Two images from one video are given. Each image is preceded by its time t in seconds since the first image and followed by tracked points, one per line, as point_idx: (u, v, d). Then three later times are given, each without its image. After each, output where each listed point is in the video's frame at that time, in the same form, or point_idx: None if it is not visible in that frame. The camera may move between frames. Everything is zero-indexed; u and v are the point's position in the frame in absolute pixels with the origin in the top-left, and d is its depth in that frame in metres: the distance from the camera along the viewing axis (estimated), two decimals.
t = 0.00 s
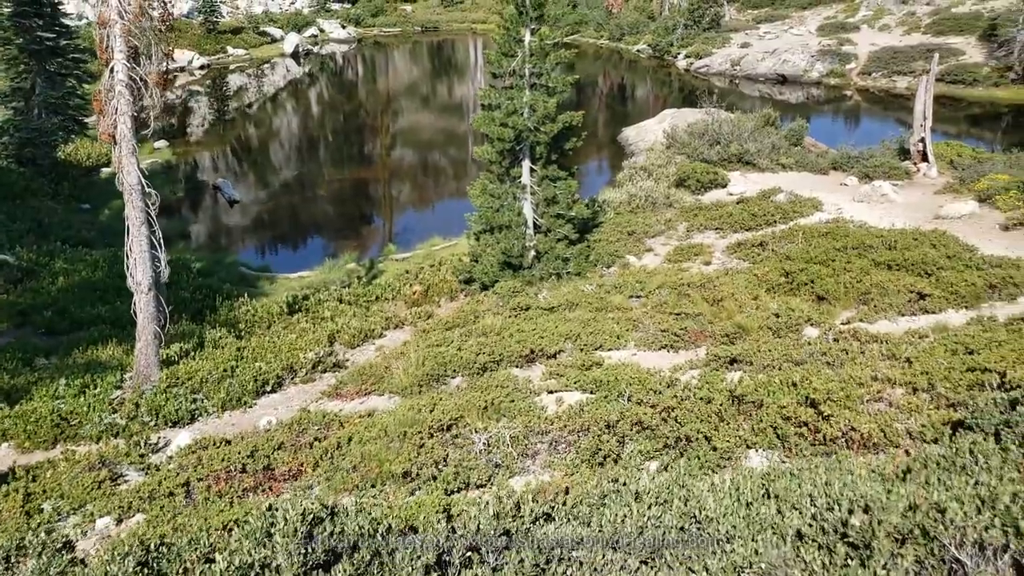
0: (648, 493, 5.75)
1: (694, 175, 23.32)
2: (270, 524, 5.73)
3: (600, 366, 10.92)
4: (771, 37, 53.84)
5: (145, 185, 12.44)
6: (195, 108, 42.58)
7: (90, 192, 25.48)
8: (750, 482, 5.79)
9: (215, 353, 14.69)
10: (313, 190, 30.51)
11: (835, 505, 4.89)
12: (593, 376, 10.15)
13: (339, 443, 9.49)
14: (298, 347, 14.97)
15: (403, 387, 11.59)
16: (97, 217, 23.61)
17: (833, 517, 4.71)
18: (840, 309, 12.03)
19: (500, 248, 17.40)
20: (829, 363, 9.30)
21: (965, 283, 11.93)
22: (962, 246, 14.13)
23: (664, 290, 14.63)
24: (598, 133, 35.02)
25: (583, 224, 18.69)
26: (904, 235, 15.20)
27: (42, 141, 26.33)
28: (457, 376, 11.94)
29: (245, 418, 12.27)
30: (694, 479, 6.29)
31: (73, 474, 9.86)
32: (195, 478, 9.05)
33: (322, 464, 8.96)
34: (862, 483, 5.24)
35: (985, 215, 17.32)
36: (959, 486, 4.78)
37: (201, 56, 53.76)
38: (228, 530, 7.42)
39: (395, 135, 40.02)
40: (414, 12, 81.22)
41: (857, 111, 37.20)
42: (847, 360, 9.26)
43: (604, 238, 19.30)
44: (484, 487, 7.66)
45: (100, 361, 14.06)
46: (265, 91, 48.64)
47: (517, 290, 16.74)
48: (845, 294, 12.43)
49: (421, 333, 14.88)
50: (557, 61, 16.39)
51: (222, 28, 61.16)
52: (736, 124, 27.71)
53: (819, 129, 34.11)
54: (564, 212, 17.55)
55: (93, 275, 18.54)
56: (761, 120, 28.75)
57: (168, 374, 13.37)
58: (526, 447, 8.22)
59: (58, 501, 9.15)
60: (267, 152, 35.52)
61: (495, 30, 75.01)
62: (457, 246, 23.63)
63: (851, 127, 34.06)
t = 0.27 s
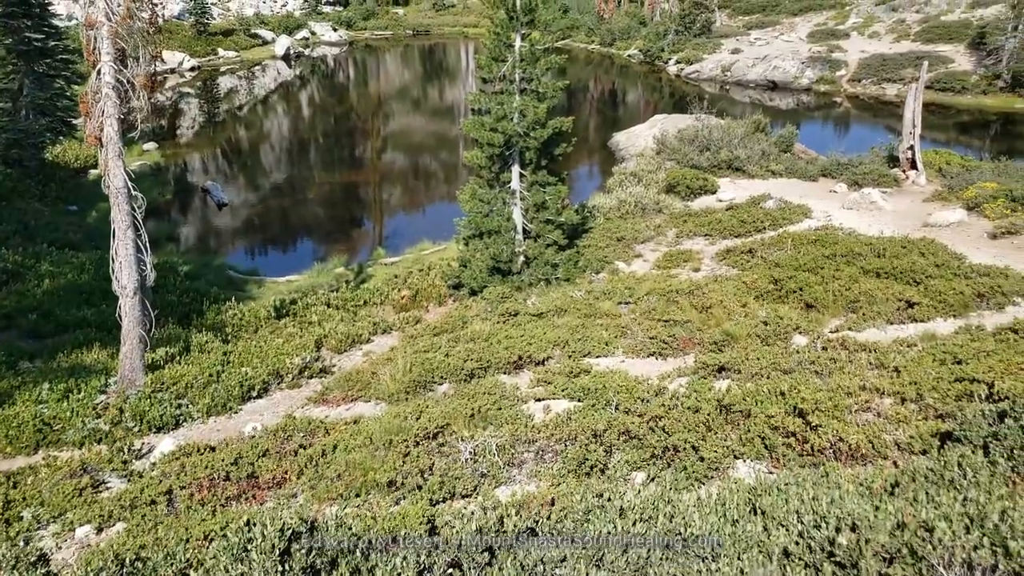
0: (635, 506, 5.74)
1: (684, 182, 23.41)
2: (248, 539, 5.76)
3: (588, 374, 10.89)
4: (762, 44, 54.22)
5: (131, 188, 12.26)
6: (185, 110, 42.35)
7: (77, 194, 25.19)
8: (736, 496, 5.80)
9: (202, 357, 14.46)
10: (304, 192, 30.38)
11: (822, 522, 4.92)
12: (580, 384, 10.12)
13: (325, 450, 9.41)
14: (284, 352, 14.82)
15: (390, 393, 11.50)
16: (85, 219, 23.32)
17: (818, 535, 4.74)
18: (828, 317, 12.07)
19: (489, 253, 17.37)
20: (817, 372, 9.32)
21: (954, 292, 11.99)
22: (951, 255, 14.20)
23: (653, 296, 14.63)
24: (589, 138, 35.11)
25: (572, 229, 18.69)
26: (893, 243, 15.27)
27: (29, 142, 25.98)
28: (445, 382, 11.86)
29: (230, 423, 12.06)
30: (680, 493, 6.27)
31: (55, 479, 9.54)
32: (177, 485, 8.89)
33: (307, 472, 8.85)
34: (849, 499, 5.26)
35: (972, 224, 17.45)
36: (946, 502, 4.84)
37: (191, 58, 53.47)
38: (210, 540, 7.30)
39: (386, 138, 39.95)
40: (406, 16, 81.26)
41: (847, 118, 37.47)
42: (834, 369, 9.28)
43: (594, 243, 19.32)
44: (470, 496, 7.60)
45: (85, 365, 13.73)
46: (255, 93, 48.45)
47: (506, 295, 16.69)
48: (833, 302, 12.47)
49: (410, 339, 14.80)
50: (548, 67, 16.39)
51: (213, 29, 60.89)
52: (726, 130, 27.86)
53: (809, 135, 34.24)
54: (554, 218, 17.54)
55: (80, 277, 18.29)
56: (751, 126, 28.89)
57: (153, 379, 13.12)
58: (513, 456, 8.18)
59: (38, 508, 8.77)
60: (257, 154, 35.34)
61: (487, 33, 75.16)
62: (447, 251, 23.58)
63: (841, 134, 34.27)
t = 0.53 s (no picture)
0: (632, 516, 5.73)
1: (678, 186, 23.47)
2: (240, 549, 5.73)
3: (581, 380, 10.89)
4: (756, 49, 54.50)
5: (125, 193, 12.17)
6: (179, 114, 42.23)
7: (71, 198, 25.04)
8: (732, 506, 5.81)
9: (195, 361, 14.40)
10: (298, 196, 30.32)
11: (819, 534, 4.95)
12: (575, 390, 10.10)
13: (319, 457, 9.37)
14: (278, 357, 14.75)
15: (384, 399, 11.46)
16: (78, 223, 23.18)
17: (815, 547, 4.76)
18: (823, 323, 12.09)
19: (483, 258, 17.36)
20: (812, 379, 9.34)
21: (948, 298, 12.04)
22: (945, 261, 14.27)
23: (647, 301, 14.65)
24: (584, 142, 35.19)
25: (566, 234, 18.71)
26: (887, 248, 15.35)
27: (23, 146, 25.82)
28: (438, 388, 11.84)
29: (224, 429, 11.99)
30: (676, 503, 6.28)
31: (47, 485, 9.45)
32: (170, 492, 8.82)
33: (301, 479, 8.80)
34: (845, 509, 5.28)
35: (966, 229, 17.55)
36: (944, 513, 4.86)
37: (185, 62, 53.36)
38: (203, 548, 7.25)
39: (380, 142, 39.94)
40: (401, 20, 81.35)
41: (841, 123, 37.64)
42: (828, 376, 9.31)
43: (588, 248, 19.33)
44: (463, 503, 7.58)
45: (78, 369, 13.63)
46: (249, 96, 48.36)
47: (500, 300, 16.68)
48: (828, 308, 12.51)
49: (404, 343, 14.78)
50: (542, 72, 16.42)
51: (208, 33, 60.81)
52: (720, 135, 27.96)
53: (803, 140, 34.42)
54: (548, 223, 17.56)
55: (73, 281, 18.16)
56: (745, 131, 29.00)
57: (146, 383, 13.02)
58: (507, 463, 8.16)
59: (30, 515, 8.65)
60: (251, 157, 35.25)
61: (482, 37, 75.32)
62: (441, 255, 23.58)
63: (834, 139, 34.44)
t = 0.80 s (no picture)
0: (633, 523, 5.70)
1: (676, 187, 23.46)
2: (240, 555, 5.69)
3: (580, 382, 10.87)
4: (753, 49, 54.56)
5: (122, 194, 12.10)
6: (176, 114, 42.11)
7: (67, 199, 24.92)
8: (734, 511, 5.79)
9: (193, 363, 14.34)
10: (294, 197, 30.25)
11: (822, 539, 4.93)
12: (573, 392, 10.06)
13: (316, 459, 9.32)
14: (276, 359, 14.70)
15: (382, 401, 11.42)
16: (75, 224, 23.09)
17: (819, 553, 4.75)
18: (821, 324, 12.08)
19: (481, 259, 17.32)
20: (812, 380, 9.33)
21: (948, 299, 12.04)
22: (943, 262, 14.28)
23: (646, 303, 14.62)
24: (581, 143, 35.16)
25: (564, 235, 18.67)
26: (886, 249, 15.35)
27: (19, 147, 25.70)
28: (436, 390, 11.80)
29: (221, 431, 11.93)
30: (678, 508, 6.26)
31: (44, 488, 9.37)
32: (167, 495, 8.75)
33: (299, 481, 8.75)
34: (848, 514, 5.26)
35: (964, 230, 17.56)
36: (949, 518, 4.85)
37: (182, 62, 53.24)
38: (200, 552, 7.21)
39: (377, 143, 39.88)
40: (398, 20, 81.30)
41: (838, 123, 37.66)
42: (827, 377, 9.30)
43: (586, 249, 19.31)
44: (462, 506, 7.54)
45: (75, 371, 13.55)
46: (246, 97, 48.25)
47: (498, 301, 16.65)
48: (827, 309, 12.50)
49: (401, 345, 14.74)
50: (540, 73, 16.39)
51: (204, 34, 60.71)
52: (718, 135, 27.96)
53: (801, 140, 34.44)
54: (546, 223, 17.53)
55: (69, 283, 18.06)
56: (743, 131, 29.01)
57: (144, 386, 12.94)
58: (506, 466, 8.12)
59: (27, 518, 8.57)
60: (248, 158, 35.15)
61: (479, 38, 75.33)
62: (439, 256, 23.54)
63: (832, 139, 34.48)
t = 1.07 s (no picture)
0: (641, 528, 5.67)
1: (677, 185, 23.43)
2: (247, 559, 5.68)
3: (582, 381, 10.86)
4: (753, 47, 54.53)
5: (123, 193, 12.04)
6: (175, 112, 41.99)
7: (67, 197, 24.84)
8: (743, 514, 5.78)
9: (193, 362, 14.30)
10: (294, 195, 30.18)
11: (833, 543, 4.93)
12: (576, 392, 10.03)
13: (319, 459, 9.29)
14: (276, 358, 14.65)
15: (384, 400, 11.40)
16: (74, 223, 23.01)
17: (830, 557, 4.75)
18: (824, 323, 12.06)
19: (482, 258, 17.30)
20: (815, 380, 9.32)
21: (950, 298, 12.03)
22: (945, 261, 14.28)
23: (648, 301, 14.60)
24: (580, 141, 35.13)
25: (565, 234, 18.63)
26: (887, 248, 15.34)
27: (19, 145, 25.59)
28: (438, 389, 11.77)
29: (222, 430, 11.89)
30: (685, 511, 6.24)
31: (47, 488, 9.34)
32: (169, 495, 8.72)
33: (301, 482, 8.72)
34: (858, 518, 5.24)
35: (965, 229, 17.56)
36: (961, 522, 4.86)
37: (181, 60, 53.08)
38: (204, 553, 7.19)
39: (376, 141, 39.79)
40: (397, 18, 81.19)
41: (837, 121, 37.70)
42: (831, 376, 9.30)
43: (586, 248, 19.28)
44: (466, 507, 7.53)
45: (75, 370, 13.49)
46: (245, 94, 48.09)
47: (499, 300, 16.61)
48: (829, 308, 12.50)
49: (401, 343, 14.71)
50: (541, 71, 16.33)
51: (203, 31, 60.55)
52: (718, 134, 27.94)
53: (800, 138, 34.47)
54: (547, 222, 17.48)
55: (69, 281, 18.00)
56: (743, 130, 28.99)
57: (144, 385, 12.90)
58: (509, 466, 8.11)
59: (28, 518, 8.54)
60: (246, 156, 35.03)
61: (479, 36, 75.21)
62: (439, 254, 23.51)
63: (831, 137, 34.50)
